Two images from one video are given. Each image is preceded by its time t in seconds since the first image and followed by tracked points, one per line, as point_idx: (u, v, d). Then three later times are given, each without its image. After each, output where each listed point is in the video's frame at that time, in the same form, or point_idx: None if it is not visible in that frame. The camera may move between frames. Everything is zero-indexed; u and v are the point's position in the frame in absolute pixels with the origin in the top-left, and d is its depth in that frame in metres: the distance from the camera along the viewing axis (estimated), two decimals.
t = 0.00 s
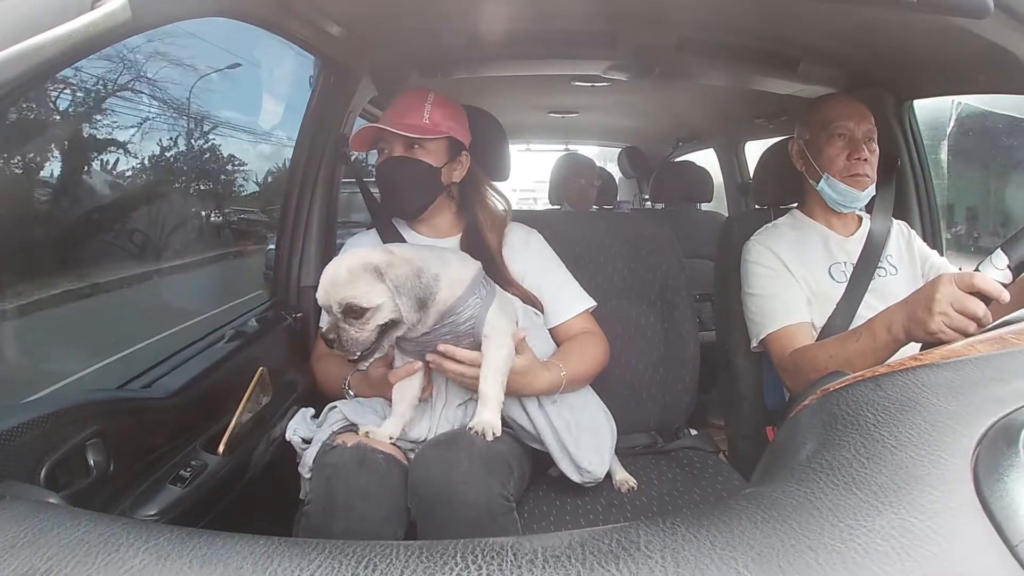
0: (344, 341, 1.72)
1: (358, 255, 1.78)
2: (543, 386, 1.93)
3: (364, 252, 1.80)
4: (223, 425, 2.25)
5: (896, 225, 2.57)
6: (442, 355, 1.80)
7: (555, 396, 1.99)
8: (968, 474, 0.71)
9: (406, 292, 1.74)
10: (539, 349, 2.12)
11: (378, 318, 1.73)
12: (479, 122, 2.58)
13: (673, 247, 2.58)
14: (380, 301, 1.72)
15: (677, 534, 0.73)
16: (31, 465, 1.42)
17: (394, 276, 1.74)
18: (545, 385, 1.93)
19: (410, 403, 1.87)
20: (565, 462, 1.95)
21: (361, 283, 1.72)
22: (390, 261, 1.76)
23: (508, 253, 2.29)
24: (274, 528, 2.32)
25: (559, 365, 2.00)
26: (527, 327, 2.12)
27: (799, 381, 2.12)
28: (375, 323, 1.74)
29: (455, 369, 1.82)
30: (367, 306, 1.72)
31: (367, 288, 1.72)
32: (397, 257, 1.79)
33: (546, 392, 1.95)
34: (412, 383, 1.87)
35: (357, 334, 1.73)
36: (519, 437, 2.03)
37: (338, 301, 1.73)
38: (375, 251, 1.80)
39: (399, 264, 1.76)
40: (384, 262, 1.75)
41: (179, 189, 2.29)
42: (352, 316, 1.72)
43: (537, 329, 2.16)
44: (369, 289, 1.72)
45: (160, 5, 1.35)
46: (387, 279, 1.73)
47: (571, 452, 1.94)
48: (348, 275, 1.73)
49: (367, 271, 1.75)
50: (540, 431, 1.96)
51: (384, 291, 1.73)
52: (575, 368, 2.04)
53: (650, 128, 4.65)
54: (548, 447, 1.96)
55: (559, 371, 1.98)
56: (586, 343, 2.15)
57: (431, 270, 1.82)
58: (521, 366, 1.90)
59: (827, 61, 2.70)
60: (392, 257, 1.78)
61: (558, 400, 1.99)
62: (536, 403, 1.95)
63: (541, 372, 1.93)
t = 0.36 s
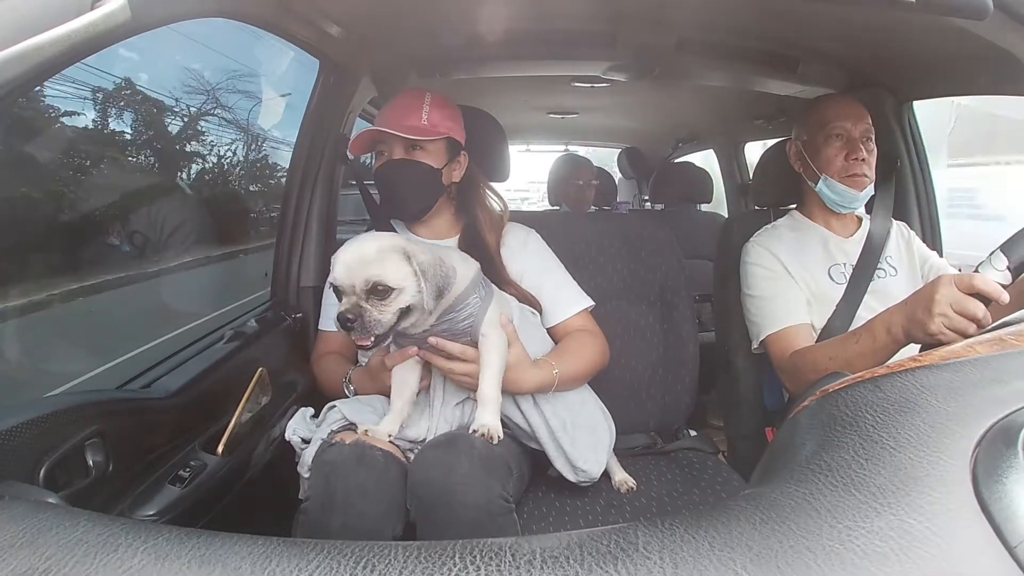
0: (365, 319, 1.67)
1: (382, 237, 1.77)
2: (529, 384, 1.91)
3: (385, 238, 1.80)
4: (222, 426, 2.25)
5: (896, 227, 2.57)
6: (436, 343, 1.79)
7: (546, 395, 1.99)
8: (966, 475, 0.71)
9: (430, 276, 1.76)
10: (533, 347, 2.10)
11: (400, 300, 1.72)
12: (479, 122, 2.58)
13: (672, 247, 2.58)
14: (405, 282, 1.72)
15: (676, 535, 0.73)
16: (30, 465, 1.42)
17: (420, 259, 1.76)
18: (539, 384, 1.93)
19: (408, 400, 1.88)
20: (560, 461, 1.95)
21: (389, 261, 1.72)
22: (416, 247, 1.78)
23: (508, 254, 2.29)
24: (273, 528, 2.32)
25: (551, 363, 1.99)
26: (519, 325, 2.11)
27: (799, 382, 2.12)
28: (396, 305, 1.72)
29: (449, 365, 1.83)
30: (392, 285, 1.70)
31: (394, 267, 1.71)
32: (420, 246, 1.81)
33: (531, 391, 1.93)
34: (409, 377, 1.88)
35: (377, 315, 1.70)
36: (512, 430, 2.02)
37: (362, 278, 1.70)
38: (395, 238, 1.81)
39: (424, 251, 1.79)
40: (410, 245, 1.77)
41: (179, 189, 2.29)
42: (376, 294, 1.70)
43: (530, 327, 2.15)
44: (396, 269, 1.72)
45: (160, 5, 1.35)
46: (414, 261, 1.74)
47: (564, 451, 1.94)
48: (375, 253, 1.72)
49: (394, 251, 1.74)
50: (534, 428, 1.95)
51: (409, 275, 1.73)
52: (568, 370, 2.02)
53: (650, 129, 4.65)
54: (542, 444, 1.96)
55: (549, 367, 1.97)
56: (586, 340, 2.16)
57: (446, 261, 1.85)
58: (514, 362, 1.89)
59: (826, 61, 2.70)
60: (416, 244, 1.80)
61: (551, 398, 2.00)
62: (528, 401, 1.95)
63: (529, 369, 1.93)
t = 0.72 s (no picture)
0: (366, 288, 1.76)
1: (389, 218, 1.89)
2: (517, 374, 1.92)
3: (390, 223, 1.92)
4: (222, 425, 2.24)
5: (896, 225, 2.57)
6: (419, 335, 1.89)
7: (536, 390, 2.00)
8: (966, 473, 0.71)
9: (430, 257, 1.87)
10: (523, 341, 2.08)
11: (400, 276, 1.81)
12: (480, 121, 2.58)
13: (671, 246, 2.58)
14: (407, 258, 1.83)
15: (676, 534, 0.73)
16: (31, 464, 1.42)
17: (422, 241, 1.88)
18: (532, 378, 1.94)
19: (402, 392, 1.89)
20: (548, 459, 1.93)
21: (393, 237, 1.83)
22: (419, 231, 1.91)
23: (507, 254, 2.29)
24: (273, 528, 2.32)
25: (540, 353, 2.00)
26: (510, 321, 2.10)
27: (799, 378, 2.13)
28: (396, 280, 1.81)
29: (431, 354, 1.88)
30: (394, 259, 1.81)
31: (398, 242, 1.83)
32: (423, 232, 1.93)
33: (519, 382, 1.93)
34: (401, 366, 1.91)
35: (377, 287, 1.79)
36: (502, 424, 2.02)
37: (366, 249, 1.81)
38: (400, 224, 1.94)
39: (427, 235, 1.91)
40: (414, 228, 1.90)
41: (179, 189, 2.29)
42: (378, 267, 1.81)
43: (522, 323, 2.13)
44: (399, 244, 1.83)
45: (159, 5, 1.35)
46: (417, 241, 1.86)
47: (554, 449, 1.92)
48: (381, 229, 1.84)
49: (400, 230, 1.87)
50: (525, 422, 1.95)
51: (411, 252, 1.84)
52: (560, 364, 2.02)
53: (649, 127, 4.65)
54: (532, 440, 1.94)
55: (540, 359, 1.98)
56: (581, 335, 2.17)
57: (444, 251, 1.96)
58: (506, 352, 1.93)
59: (826, 60, 2.70)
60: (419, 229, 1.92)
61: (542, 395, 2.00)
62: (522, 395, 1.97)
63: (518, 359, 1.94)
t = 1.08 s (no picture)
0: (367, 269, 1.76)
1: (392, 206, 1.90)
2: (516, 369, 1.94)
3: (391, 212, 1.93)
4: (221, 427, 2.24)
5: (895, 227, 2.58)
6: (423, 325, 1.92)
7: (535, 386, 2.00)
8: (967, 475, 0.71)
9: (431, 247, 1.88)
10: (522, 337, 2.09)
11: (400, 261, 1.82)
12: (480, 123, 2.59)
13: (670, 248, 2.58)
14: (408, 244, 1.84)
15: (676, 536, 0.73)
16: (29, 465, 1.42)
17: (423, 231, 1.89)
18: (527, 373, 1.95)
19: (404, 386, 1.89)
20: (548, 456, 1.93)
21: (396, 222, 1.84)
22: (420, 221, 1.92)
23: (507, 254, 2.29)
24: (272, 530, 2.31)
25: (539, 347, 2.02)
26: (509, 320, 2.11)
27: (798, 380, 2.13)
28: (395, 265, 1.81)
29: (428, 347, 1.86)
30: (395, 244, 1.82)
31: (400, 228, 1.84)
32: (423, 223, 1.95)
33: (516, 378, 1.95)
34: (403, 363, 1.90)
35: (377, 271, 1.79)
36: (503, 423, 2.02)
37: (368, 233, 1.82)
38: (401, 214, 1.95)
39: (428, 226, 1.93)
40: (416, 218, 1.91)
41: (178, 190, 2.29)
42: (379, 252, 1.81)
43: (520, 321, 2.14)
44: (401, 230, 1.84)
45: (160, 6, 1.35)
46: (418, 229, 1.87)
47: (555, 446, 1.92)
48: (384, 214, 1.85)
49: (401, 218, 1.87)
50: (525, 419, 1.95)
51: (412, 239, 1.85)
52: (559, 359, 2.02)
53: (649, 129, 4.66)
54: (532, 437, 1.94)
55: (539, 353, 1.99)
56: (580, 333, 2.16)
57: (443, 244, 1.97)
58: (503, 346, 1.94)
59: (825, 62, 2.70)
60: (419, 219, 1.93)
61: (541, 391, 2.01)
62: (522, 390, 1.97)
63: (516, 352, 1.95)
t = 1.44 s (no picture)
0: (366, 271, 1.76)
1: (393, 209, 1.90)
2: (519, 371, 1.94)
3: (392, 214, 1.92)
4: (223, 428, 2.24)
5: (896, 224, 2.57)
6: (427, 323, 1.92)
7: (536, 388, 2.00)
8: (968, 473, 0.71)
9: (430, 250, 1.87)
10: (522, 340, 2.08)
11: (399, 264, 1.81)
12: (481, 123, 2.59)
13: (671, 247, 2.58)
14: (407, 247, 1.83)
15: (677, 535, 0.73)
16: (31, 467, 1.42)
17: (424, 234, 1.88)
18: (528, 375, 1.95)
19: (405, 387, 1.90)
20: (549, 459, 1.94)
21: (395, 225, 1.84)
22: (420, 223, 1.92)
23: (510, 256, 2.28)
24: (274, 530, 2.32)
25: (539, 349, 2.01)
26: (511, 321, 2.11)
27: (800, 379, 2.13)
28: (394, 267, 1.81)
29: (430, 350, 1.87)
30: (395, 246, 1.81)
31: (399, 231, 1.83)
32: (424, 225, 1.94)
33: (521, 379, 1.95)
34: (404, 364, 1.91)
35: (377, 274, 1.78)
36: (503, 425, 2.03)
37: (368, 235, 1.82)
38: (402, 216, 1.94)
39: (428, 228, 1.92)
40: (416, 221, 1.90)
41: (179, 191, 2.29)
42: (378, 254, 1.80)
43: (522, 323, 2.13)
44: (400, 233, 1.83)
45: (160, 8, 1.35)
46: (418, 232, 1.87)
47: (555, 449, 1.92)
48: (384, 217, 1.85)
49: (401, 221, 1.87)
50: (526, 422, 1.95)
51: (412, 242, 1.84)
52: (560, 361, 2.02)
53: (650, 128, 4.65)
54: (532, 439, 1.95)
55: (540, 356, 1.98)
56: (581, 335, 2.16)
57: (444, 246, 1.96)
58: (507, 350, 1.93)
59: (826, 60, 2.70)
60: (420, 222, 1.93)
61: (543, 393, 2.01)
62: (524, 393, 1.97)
63: (518, 353, 1.95)
